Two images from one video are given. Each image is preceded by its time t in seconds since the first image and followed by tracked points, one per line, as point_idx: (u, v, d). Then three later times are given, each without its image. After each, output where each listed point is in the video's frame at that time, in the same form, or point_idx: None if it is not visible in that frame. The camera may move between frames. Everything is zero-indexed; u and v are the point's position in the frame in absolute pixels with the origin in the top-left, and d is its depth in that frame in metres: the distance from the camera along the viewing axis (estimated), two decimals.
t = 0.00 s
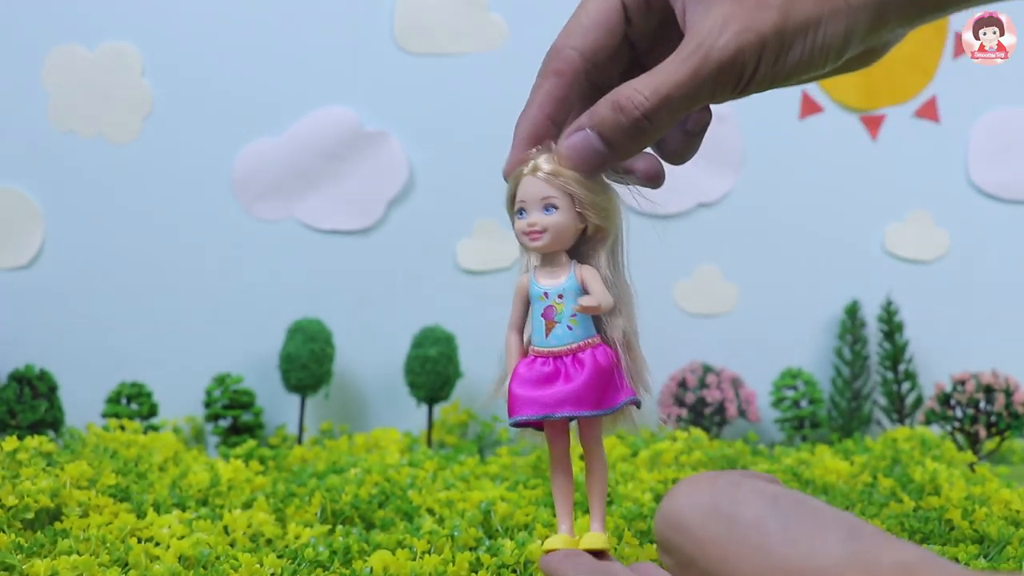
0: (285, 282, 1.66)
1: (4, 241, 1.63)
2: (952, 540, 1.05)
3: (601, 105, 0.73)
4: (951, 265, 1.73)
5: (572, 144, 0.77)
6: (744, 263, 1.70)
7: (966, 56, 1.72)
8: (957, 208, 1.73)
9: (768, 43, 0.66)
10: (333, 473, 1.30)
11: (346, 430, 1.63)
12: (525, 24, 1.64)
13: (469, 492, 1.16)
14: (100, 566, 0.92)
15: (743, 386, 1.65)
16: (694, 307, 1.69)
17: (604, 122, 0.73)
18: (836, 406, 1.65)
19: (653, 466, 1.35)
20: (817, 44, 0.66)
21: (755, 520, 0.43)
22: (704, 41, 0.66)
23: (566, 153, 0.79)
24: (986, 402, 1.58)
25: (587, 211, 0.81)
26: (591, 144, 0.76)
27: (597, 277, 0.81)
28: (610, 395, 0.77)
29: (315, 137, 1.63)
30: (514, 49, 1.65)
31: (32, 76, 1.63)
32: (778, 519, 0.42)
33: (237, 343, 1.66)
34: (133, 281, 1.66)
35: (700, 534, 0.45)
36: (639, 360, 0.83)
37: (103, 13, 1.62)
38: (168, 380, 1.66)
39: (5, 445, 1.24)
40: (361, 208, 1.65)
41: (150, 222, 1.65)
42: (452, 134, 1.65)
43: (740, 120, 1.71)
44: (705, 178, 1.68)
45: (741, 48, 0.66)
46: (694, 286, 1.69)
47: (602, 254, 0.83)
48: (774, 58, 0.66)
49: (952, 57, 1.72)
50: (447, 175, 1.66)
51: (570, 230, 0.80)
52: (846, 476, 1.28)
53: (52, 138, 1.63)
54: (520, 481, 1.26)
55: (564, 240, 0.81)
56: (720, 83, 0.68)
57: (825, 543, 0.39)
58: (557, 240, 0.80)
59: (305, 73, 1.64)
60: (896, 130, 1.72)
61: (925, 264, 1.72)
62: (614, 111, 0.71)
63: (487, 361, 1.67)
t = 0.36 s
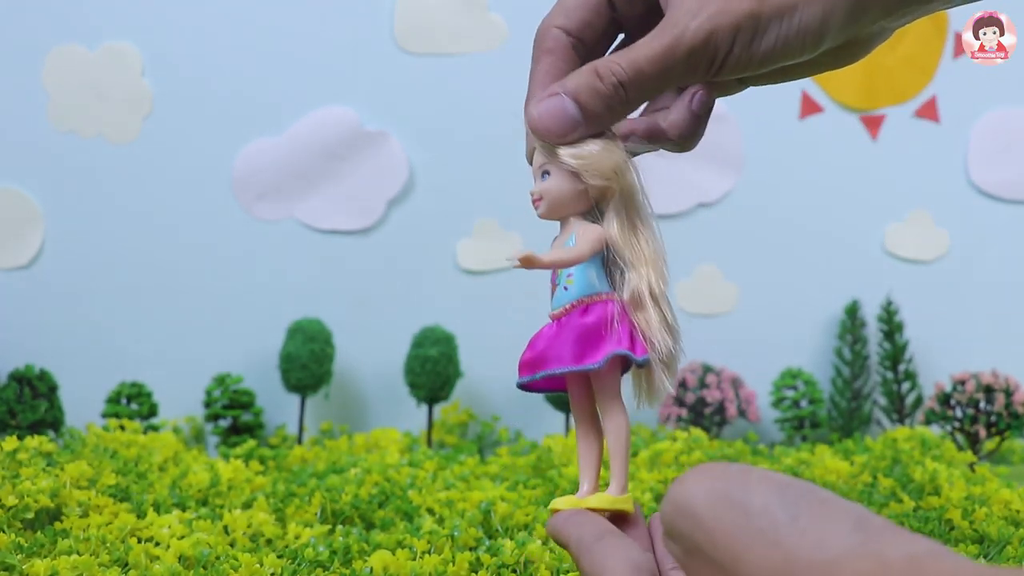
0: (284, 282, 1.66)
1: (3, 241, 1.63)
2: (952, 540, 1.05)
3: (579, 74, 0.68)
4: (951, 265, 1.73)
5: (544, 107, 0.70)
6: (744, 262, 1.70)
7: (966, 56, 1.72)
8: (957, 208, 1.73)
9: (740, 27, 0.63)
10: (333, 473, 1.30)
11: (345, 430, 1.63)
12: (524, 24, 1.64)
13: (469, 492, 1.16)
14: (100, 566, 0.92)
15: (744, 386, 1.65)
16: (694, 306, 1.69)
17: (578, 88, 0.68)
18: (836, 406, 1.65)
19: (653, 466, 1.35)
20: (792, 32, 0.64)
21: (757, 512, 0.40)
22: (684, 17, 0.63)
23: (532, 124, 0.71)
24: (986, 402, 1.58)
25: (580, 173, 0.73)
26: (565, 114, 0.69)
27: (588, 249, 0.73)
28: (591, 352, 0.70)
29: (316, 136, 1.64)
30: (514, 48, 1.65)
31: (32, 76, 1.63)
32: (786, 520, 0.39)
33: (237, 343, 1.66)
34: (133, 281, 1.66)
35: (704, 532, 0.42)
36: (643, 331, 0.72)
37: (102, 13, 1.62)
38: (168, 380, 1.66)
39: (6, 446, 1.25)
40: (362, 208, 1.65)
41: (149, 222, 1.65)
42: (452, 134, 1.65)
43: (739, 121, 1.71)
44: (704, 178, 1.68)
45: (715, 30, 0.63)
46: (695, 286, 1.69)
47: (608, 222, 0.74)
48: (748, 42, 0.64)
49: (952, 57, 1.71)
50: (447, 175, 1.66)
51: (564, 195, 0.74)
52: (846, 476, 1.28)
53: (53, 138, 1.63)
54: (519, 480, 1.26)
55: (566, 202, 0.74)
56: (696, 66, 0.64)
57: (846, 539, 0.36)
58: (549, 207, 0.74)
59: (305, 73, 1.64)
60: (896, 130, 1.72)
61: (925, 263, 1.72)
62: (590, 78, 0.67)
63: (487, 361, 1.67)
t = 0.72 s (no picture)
0: (284, 282, 1.66)
1: (4, 241, 1.63)
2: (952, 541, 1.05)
3: (574, 32, 0.68)
4: (951, 265, 1.73)
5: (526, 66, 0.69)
6: (744, 262, 1.70)
7: (966, 56, 1.72)
8: (957, 208, 1.73)
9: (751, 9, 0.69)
10: (333, 473, 1.30)
11: (345, 430, 1.63)
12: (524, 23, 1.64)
13: (469, 492, 1.16)
14: (100, 566, 0.92)
15: (743, 386, 1.65)
16: (694, 306, 1.68)
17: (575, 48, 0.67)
18: (836, 406, 1.65)
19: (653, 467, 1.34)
20: (799, 9, 0.72)
21: (734, 500, 0.46)
22: None
23: (522, 76, 0.69)
24: (986, 402, 1.58)
25: (527, 134, 0.68)
26: (556, 67, 0.68)
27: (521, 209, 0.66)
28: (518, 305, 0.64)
29: (316, 136, 1.64)
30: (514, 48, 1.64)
31: (32, 76, 1.63)
32: (758, 501, 0.44)
33: (238, 342, 1.66)
34: (133, 281, 1.66)
35: (687, 522, 0.47)
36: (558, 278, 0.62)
37: (103, 13, 1.62)
38: (168, 380, 1.66)
39: (5, 446, 1.25)
40: (362, 208, 1.65)
41: (150, 222, 1.65)
42: (452, 133, 1.65)
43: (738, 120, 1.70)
44: (704, 177, 1.67)
45: (720, 9, 0.68)
46: (695, 286, 1.68)
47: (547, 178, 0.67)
48: (757, 22, 0.70)
49: (952, 57, 1.71)
50: (446, 175, 1.65)
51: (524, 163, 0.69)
52: (847, 476, 1.27)
53: (52, 138, 1.63)
54: (519, 481, 1.26)
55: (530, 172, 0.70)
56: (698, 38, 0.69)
57: (814, 502, 0.42)
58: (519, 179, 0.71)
59: (305, 72, 1.64)
60: (896, 130, 1.72)
61: (925, 263, 1.72)
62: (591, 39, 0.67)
63: (487, 361, 1.67)
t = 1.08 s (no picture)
0: (284, 282, 1.66)
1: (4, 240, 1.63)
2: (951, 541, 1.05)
3: (580, 33, 0.67)
4: (951, 265, 1.73)
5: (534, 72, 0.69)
6: (744, 262, 1.70)
7: (966, 56, 1.72)
8: (956, 208, 1.73)
9: (756, 2, 0.69)
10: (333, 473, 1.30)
11: (345, 430, 1.63)
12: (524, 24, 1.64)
13: (470, 492, 1.16)
14: (100, 566, 0.92)
15: (743, 386, 1.65)
16: (695, 306, 1.68)
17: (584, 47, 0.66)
18: (836, 406, 1.65)
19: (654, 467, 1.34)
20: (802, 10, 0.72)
21: (672, 493, 0.48)
22: None
23: (532, 81, 0.68)
24: (986, 401, 1.58)
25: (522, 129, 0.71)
26: (565, 69, 0.67)
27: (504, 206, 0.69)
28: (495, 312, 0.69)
29: (316, 137, 1.64)
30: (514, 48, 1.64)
31: (32, 76, 1.63)
32: (696, 491, 0.46)
33: (238, 342, 1.66)
34: (133, 281, 1.66)
35: (630, 526, 0.48)
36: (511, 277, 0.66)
37: (103, 13, 1.62)
38: (169, 380, 1.67)
39: (6, 445, 1.25)
40: (362, 208, 1.65)
41: (150, 221, 1.65)
42: (452, 134, 1.66)
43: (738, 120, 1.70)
44: (704, 177, 1.67)
45: None
46: (694, 285, 1.68)
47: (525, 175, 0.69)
48: (762, 15, 0.71)
49: (952, 57, 1.71)
50: (446, 175, 1.66)
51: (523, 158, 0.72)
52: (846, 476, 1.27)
53: (52, 138, 1.63)
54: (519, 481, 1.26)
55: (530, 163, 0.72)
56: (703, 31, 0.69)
57: (753, 486, 0.44)
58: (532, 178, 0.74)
59: (305, 73, 1.64)
60: (896, 130, 1.72)
61: (924, 263, 1.72)
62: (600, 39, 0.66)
63: (487, 361, 1.67)
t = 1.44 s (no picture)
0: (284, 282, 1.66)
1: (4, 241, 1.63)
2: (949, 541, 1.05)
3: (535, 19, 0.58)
4: (951, 265, 1.73)
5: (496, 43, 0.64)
6: (744, 262, 1.70)
7: (966, 57, 1.72)
8: (956, 208, 1.73)
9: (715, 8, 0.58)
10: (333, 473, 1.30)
11: (345, 430, 1.63)
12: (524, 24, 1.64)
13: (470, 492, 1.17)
14: (100, 566, 0.92)
15: (743, 386, 1.65)
16: (694, 306, 1.68)
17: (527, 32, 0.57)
18: (836, 405, 1.65)
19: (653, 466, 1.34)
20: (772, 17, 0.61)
21: (664, 467, 0.43)
22: None
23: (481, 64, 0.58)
24: (986, 401, 1.59)
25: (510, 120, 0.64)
26: (515, 57, 0.58)
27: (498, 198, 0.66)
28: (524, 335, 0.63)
29: (316, 137, 1.64)
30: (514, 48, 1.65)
31: (32, 76, 1.63)
32: (690, 465, 0.42)
33: (238, 342, 1.66)
34: (133, 282, 1.66)
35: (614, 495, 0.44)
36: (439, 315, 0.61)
37: (103, 13, 1.62)
38: (169, 380, 1.66)
39: (6, 445, 1.25)
40: (362, 208, 1.65)
41: (150, 222, 1.65)
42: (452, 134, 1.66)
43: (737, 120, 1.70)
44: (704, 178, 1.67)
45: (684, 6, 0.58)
46: (695, 284, 1.68)
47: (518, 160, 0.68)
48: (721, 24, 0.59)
49: (952, 57, 1.72)
50: (446, 175, 1.66)
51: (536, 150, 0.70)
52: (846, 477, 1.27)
53: (52, 138, 1.63)
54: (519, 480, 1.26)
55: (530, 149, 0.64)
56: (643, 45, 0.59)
57: (746, 457, 0.40)
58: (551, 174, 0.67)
59: (305, 73, 1.64)
60: (896, 130, 1.72)
61: (924, 263, 1.72)
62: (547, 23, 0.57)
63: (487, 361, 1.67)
